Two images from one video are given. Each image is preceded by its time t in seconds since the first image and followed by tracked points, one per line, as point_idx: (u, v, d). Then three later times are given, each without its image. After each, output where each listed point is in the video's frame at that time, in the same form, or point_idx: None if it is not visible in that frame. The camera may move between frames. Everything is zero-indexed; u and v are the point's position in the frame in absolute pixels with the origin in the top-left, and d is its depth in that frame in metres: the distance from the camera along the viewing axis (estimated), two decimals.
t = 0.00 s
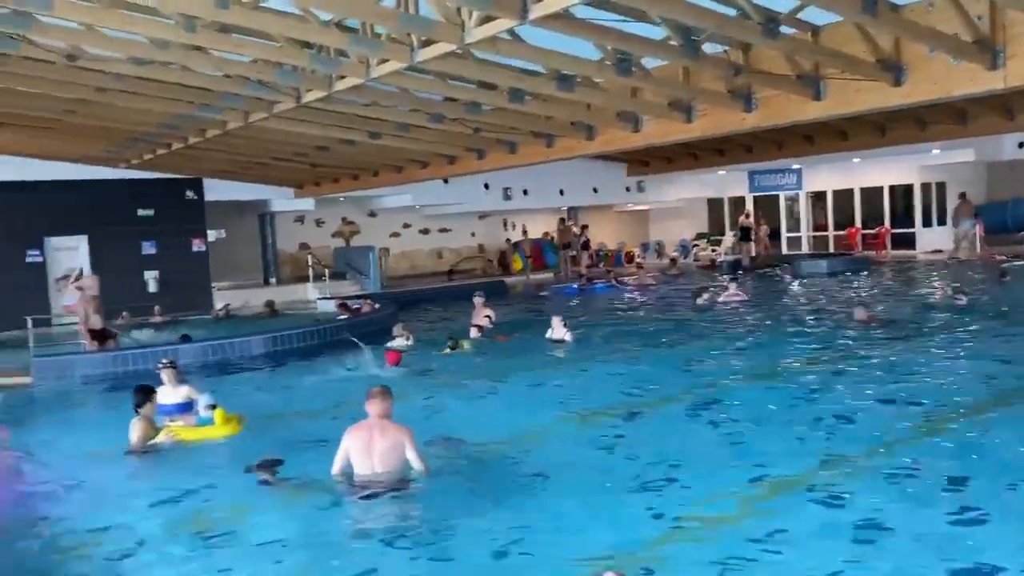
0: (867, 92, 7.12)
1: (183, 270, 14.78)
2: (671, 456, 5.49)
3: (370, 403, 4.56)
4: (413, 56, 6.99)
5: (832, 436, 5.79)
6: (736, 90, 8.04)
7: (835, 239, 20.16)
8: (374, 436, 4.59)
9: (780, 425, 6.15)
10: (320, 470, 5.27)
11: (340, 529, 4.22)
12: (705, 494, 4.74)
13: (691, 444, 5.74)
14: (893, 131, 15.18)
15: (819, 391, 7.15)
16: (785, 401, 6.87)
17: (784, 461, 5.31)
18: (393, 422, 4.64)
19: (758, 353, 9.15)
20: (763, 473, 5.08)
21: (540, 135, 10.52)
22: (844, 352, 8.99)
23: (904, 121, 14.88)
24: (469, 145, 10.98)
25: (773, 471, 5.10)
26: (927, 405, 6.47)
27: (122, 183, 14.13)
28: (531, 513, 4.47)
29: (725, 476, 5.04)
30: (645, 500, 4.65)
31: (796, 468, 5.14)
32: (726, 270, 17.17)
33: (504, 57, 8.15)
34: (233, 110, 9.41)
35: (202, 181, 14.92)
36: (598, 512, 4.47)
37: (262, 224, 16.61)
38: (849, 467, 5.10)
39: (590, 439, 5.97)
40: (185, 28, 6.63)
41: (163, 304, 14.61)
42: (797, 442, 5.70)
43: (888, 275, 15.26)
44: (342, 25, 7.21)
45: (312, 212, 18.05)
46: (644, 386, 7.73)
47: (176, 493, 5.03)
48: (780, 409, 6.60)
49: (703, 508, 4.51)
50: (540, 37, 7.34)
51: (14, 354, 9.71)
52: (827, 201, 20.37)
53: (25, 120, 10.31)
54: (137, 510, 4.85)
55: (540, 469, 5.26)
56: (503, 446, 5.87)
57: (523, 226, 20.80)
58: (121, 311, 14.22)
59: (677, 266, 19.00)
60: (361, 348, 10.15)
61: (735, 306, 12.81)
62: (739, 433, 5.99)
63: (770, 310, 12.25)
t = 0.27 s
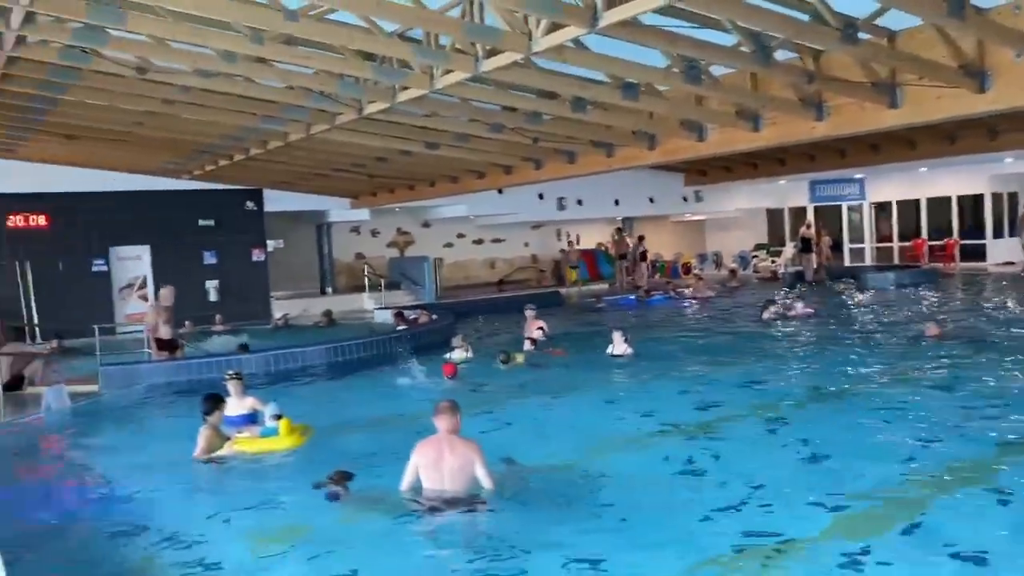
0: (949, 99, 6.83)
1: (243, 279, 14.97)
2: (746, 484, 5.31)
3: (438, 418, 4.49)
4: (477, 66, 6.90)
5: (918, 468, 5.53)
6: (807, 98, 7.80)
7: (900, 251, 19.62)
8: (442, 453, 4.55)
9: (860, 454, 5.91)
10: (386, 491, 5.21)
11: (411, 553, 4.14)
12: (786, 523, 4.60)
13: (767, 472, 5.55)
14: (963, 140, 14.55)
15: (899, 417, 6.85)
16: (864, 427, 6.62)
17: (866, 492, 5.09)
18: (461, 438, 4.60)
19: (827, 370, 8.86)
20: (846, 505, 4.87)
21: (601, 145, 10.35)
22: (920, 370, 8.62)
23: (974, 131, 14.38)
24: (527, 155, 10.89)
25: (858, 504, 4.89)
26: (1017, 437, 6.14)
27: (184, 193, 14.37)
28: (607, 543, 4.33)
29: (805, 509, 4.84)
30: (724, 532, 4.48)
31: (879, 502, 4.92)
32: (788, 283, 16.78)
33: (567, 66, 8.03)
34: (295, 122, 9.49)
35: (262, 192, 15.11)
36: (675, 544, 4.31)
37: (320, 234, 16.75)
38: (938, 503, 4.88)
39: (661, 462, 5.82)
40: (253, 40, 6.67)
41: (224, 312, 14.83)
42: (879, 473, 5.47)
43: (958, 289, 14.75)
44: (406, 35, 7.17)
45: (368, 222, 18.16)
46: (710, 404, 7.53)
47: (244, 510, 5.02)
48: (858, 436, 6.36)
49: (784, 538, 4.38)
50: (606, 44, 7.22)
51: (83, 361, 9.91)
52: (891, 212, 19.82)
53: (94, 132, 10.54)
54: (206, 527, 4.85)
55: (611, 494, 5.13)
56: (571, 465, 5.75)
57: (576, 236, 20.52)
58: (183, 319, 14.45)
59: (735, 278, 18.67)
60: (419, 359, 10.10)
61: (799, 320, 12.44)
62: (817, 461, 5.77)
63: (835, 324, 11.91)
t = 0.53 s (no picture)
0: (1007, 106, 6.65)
1: (280, 287, 15.05)
2: (801, 500, 5.17)
3: (485, 430, 4.40)
4: (522, 74, 6.87)
5: (980, 484, 5.34)
6: (856, 106, 7.65)
7: (942, 263, 19.27)
8: (493, 465, 4.44)
9: (918, 470, 5.73)
10: (432, 504, 5.14)
11: (462, 566, 4.08)
12: (846, 540, 4.47)
13: (822, 488, 5.40)
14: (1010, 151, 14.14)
15: (954, 433, 6.65)
16: (920, 442, 6.43)
17: (927, 509, 4.92)
18: (510, 450, 4.50)
19: (874, 384, 8.67)
20: (908, 521, 4.72)
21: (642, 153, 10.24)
22: (972, 385, 8.38)
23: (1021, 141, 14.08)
24: (566, 164, 10.81)
25: (920, 520, 4.73)
26: None
27: (223, 201, 14.48)
28: (661, 557, 4.23)
29: (864, 525, 4.70)
30: (783, 549, 4.35)
31: (943, 519, 4.75)
32: (829, 295, 16.48)
33: (611, 74, 7.96)
34: (336, 130, 9.52)
35: (299, 201, 15.20)
36: (733, 560, 4.19)
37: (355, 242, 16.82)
38: (1004, 520, 4.70)
39: (712, 477, 5.69)
40: (299, 48, 6.68)
41: (263, 320, 14.92)
42: (939, 489, 5.29)
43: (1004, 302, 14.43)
44: (450, 42, 7.16)
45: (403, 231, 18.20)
46: (756, 418, 7.37)
47: (291, 521, 5.00)
48: (914, 451, 6.17)
49: (845, 555, 4.25)
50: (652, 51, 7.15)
51: (125, 367, 10.00)
52: (932, 223, 19.47)
53: (137, 141, 10.67)
54: (253, 536, 4.83)
55: (663, 509, 5.02)
56: (619, 479, 5.64)
57: (611, 246, 20.35)
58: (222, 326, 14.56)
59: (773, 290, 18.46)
60: (458, 368, 10.05)
61: (843, 334, 12.19)
62: (873, 477, 5.60)
63: (878, 337, 11.67)
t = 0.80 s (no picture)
0: None
1: (300, 292, 15.03)
2: (844, 510, 5.03)
3: (519, 440, 4.30)
4: (552, 76, 6.77)
5: None
6: (890, 110, 7.50)
7: (966, 270, 19.02)
8: (531, 473, 4.34)
9: (961, 479, 5.58)
10: (463, 515, 5.05)
11: None
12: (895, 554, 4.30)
13: (864, 498, 5.26)
14: None
15: (995, 442, 6.48)
16: (960, 452, 6.27)
17: (976, 519, 4.77)
18: (547, 461, 4.41)
19: (906, 394, 8.50)
20: (959, 532, 4.58)
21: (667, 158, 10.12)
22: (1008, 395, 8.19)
23: None
24: (590, 169, 10.70)
25: (970, 531, 4.58)
26: None
27: (243, 206, 14.47)
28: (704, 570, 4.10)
29: (913, 536, 4.56)
30: (831, 561, 4.21)
31: (994, 529, 4.60)
32: (852, 302, 16.33)
33: (640, 77, 7.86)
34: (359, 133, 9.46)
35: (319, 206, 15.18)
36: (780, 573, 4.06)
37: (374, 247, 16.78)
38: None
39: (749, 488, 5.55)
40: (327, 51, 6.61)
41: (282, 325, 14.88)
42: (987, 499, 5.13)
43: None
44: (477, 45, 7.08)
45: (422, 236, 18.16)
46: (789, 427, 7.23)
47: (321, 531, 4.92)
48: (955, 461, 6.02)
49: (897, 569, 4.09)
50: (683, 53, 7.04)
51: (147, 372, 9.96)
52: (956, 230, 19.21)
53: (160, 144, 10.65)
54: (281, 547, 4.75)
55: (701, 521, 4.89)
56: (652, 490, 5.52)
57: (631, 252, 20.23)
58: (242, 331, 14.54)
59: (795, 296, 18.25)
60: (481, 375, 9.97)
61: (870, 342, 12.01)
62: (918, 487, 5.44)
63: (906, 346, 11.48)
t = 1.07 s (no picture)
0: None
1: (308, 293, 14.97)
2: (871, 515, 4.92)
3: (540, 444, 4.19)
4: (568, 75, 6.67)
5: None
6: (910, 109, 7.41)
7: (977, 271, 18.87)
8: (554, 478, 4.24)
9: (989, 484, 5.47)
10: (482, 520, 4.96)
11: None
12: (926, 561, 4.19)
13: (892, 502, 5.14)
14: None
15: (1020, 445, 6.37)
16: (985, 455, 6.15)
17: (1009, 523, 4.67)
18: (569, 464, 4.34)
19: (924, 396, 8.39)
20: (991, 536, 4.47)
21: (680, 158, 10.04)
22: None
23: None
24: (602, 169, 10.62)
25: (1004, 536, 4.48)
26: None
27: (251, 206, 14.41)
28: None
29: (945, 542, 4.45)
30: (860, 567, 4.11)
31: None
32: (863, 303, 16.22)
33: (656, 76, 7.76)
34: (370, 133, 9.38)
35: (327, 206, 15.12)
36: None
37: (382, 248, 16.72)
38: None
39: (772, 493, 5.44)
40: (341, 49, 6.53)
41: (290, 326, 14.82)
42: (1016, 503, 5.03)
43: None
44: (491, 43, 6.99)
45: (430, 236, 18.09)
46: (807, 431, 7.14)
47: (339, 537, 4.84)
48: (981, 465, 5.90)
49: None
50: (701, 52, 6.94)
51: (157, 373, 9.90)
52: (968, 231, 19.08)
53: (170, 144, 10.59)
54: (297, 552, 4.67)
55: (726, 527, 4.78)
56: (673, 495, 5.42)
57: (639, 253, 20.14)
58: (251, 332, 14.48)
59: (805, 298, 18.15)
60: (493, 377, 9.89)
61: (884, 344, 11.89)
62: (944, 491, 5.33)
63: (921, 348, 11.35)
